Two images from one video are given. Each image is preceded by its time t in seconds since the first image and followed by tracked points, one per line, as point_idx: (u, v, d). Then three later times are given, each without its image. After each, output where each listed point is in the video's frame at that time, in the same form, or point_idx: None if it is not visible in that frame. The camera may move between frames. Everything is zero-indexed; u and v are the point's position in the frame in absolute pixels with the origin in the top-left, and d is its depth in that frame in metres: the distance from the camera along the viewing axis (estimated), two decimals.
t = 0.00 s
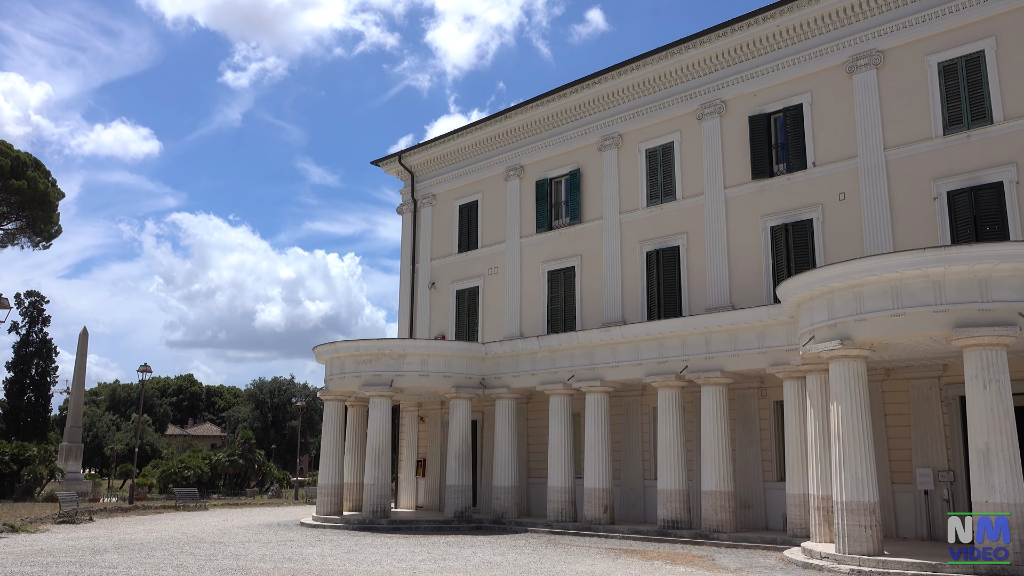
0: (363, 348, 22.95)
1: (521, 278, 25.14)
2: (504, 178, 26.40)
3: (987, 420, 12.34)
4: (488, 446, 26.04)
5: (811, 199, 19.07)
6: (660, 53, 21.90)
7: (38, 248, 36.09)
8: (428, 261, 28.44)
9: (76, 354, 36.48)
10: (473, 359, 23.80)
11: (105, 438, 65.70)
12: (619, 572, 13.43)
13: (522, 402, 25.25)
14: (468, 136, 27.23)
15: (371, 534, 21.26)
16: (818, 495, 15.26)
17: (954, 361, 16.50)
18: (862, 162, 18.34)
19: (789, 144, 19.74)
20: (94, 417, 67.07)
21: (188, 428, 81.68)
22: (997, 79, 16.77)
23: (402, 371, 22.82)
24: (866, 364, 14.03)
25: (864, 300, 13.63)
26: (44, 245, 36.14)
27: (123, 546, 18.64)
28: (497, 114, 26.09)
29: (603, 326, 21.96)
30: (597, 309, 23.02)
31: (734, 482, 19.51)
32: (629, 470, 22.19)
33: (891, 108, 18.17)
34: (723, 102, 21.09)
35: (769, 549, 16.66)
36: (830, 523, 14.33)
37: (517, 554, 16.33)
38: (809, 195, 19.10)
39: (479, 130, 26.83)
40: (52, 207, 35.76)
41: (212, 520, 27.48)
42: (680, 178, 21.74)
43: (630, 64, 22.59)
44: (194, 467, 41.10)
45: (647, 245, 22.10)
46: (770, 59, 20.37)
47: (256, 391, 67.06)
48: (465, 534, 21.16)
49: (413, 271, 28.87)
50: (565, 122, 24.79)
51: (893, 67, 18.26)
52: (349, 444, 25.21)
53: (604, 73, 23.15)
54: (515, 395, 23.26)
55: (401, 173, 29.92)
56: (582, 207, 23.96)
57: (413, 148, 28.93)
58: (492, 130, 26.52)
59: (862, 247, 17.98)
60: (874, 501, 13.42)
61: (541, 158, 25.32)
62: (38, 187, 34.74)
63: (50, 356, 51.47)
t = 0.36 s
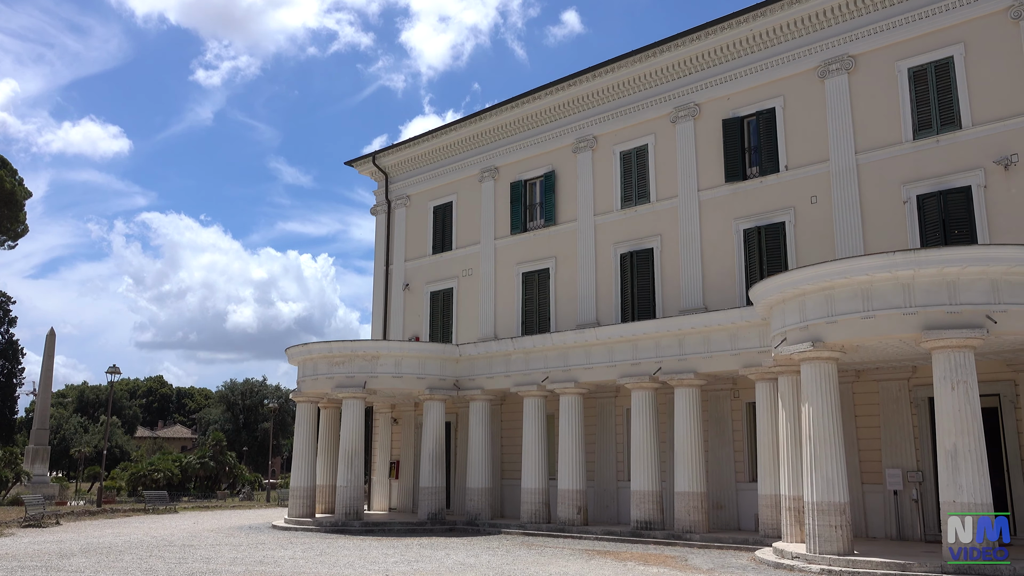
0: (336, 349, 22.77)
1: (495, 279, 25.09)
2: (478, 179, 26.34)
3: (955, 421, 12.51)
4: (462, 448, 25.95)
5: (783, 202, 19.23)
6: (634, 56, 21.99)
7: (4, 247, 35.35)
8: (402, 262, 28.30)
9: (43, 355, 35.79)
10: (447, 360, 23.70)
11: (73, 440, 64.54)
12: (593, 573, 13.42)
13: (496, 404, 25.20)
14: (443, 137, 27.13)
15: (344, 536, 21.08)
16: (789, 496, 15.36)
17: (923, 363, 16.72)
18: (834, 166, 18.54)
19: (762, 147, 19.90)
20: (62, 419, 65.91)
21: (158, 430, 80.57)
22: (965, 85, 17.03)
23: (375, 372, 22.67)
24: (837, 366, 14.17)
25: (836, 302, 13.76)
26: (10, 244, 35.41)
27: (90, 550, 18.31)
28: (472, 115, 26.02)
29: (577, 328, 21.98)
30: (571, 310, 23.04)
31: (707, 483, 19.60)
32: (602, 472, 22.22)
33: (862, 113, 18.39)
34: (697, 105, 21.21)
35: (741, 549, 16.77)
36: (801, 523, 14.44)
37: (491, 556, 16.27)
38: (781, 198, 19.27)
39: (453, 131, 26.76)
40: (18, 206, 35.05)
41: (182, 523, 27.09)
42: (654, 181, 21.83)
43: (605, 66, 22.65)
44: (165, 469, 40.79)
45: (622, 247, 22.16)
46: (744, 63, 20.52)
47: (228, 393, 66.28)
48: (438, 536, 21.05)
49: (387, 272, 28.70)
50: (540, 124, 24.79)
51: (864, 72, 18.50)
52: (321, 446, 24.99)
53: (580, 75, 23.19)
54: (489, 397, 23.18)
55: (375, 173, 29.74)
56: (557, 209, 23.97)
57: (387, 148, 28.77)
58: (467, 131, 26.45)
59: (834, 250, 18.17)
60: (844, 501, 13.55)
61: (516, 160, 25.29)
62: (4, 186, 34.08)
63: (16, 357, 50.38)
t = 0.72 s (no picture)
0: (310, 350, 22.55)
1: (470, 280, 25.00)
2: (454, 180, 26.24)
3: (925, 423, 12.64)
4: (436, 450, 25.81)
5: (757, 205, 19.36)
6: (611, 58, 22.03)
7: None
8: (376, 263, 28.11)
9: (9, 355, 35.10)
10: (421, 362, 23.56)
11: (40, 442, 63.40)
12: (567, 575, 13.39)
13: (471, 405, 25.10)
14: (419, 138, 27.01)
15: (316, 539, 20.86)
16: (761, 498, 15.43)
17: (893, 365, 16.90)
18: (807, 169, 18.70)
19: (736, 150, 20.01)
20: (28, 421, 64.71)
21: (128, 432, 79.39)
22: (937, 90, 17.27)
23: (349, 374, 22.48)
24: (809, 368, 14.26)
25: (808, 304, 13.86)
26: None
27: (56, 554, 17.95)
28: (448, 116, 25.92)
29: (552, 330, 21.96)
30: (546, 312, 23.02)
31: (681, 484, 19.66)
32: (577, 473, 22.20)
33: (835, 117, 18.57)
34: (673, 107, 21.30)
35: (714, 550, 16.84)
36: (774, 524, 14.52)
37: (464, 558, 16.18)
38: (756, 201, 19.40)
39: (429, 132, 26.65)
40: None
41: (151, 526, 26.67)
42: (630, 183, 21.88)
43: (581, 68, 22.67)
44: (134, 472, 40.09)
45: (597, 249, 22.18)
46: (719, 66, 20.62)
47: (199, 394, 65.50)
48: (411, 539, 20.91)
49: (361, 273, 28.50)
50: (516, 125, 24.75)
51: (837, 77, 18.68)
52: (294, 448, 24.73)
53: (556, 77, 23.19)
54: (463, 398, 23.07)
55: (350, 173, 29.53)
56: (533, 210, 23.95)
57: (362, 148, 28.58)
58: (443, 132, 26.34)
59: (807, 253, 18.33)
60: (816, 502, 13.65)
61: (492, 161, 25.23)
62: None
63: None
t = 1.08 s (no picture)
0: (285, 350, 22.34)
1: (447, 281, 24.91)
2: (431, 181, 26.13)
3: (897, 425, 12.75)
4: (411, 451, 25.68)
5: (733, 208, 19.46)
6: (589, 60, 22.05)
7: None
8: (352, 263, 27.93)
9: None
10: (397, 362, 23.42)
11: (9, 442, 62.32)
12: None
13: (446, 406, 25.00)
14: (396, 138, 26.87)
15: (289, 540, 20.67)
16: (735, 499, 15.49)
17: (866, 368, 17.06)
18: (783, 173, 18.83)
19: (713, 153, 20.11)
20: None
21: (99, 432, 78.26)
22: (911, 96, 17.47)
23: (324, 374, 22.28)
24: (784, 370, 14.33)
25: (783, 307, 13.94)
26: None
27: (23, 556, 17.63)
28: (426, 116, 25.81)
29: (528, 331, 21.94)
30: (523, 313, 22.99)
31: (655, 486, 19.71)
32: (552, 475, 22.18)
33: (811, 121, 18.72)
34: (651, 110, 21.37)
35: (688, 551, 16.90)
36: (747, 525, 14.57)
37: (439, 560, 16.09)
38: (732, 204, 19.50)
39: (407, 131, 26.52)
40: None
41: (121, 527, 26.28)
42: (607, 184, 21.91)
43: (559, 70, 22.67)
44: (106, 472, 39.49)
45: (574, 250, 22.19)
46: (697, 70, 20.72)
47: (172, 394, 64.73)
48: (386, 540, 20.77)
49: (337, 273, 28.30)
50: (494, 126, 24.70)
51: (813, 81, 18.84)
52: (268, 448, 24.49)
53: (534, 78, 23.17)
54: (439, 399, 22.96)
55: (327, 173, 29.33)
56: (510, 211, 23.91)
57: (339, 148, 28.39)
58: (421, 132, 26.23)
59: (782, 256, 18.46)
60: (789, 503, 13.73)
61: (469, 161, 25.16)
62: None
63: None
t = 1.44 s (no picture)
0: (261, 350, 22.16)
1: (425, 281, 24.82)
2: (410, 181, 26.05)
3: (870, 427, 12.87)
4: (388, 452, 25.56)
5: (711, 210, 19.57)
6: (569, 62, 22.09)
7: None
8: (330, 263, 27.76)
9: None
10: (374, 363, 23.31)
11: None
12: None
13: (423, 407, 24.92)
14: (375, 137, 26.75)
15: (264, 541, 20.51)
16: (711, 500, 15.56)
17: (840, 370, 17.22)
18: (760, 176, 18.96)
19: (691, 156, 20.20)
20: None
21: (72, 432, 77.20)
22: (886, 101, 17.66)
23: (301, 374, 22.12)
24: (759, 372, 14.42)
25: (759, 309, 14.03)
26: None
27: None
28: (405, 116, 25.72)
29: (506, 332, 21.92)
30: (501, 314, 22.97)
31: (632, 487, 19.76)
32: (528, 476, 22.18)
33: (788, 125, 18.87)
34: (630, 112, 21.43)
35: (664, 552, 16.96)
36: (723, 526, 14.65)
37: (415, 561, 16.02)
38: (709, 207, 19.60)
39: (386, 131, 26.41)
40: None
41: (93, 528, 25.94)
42: (586, 186, 21.94)
43: (539, 71, 22.67)
44: (79, 472, 38.96)
45: (552, 251, 22.20)
46: (676, 72, 20.81)
47: (147, 394, 64.02)
48: (361, 541, 20.66)
49: (315, 273, 28.12)
50: (474, 126, 24.66)
51: (790, 85, 18.99)
52: (243, 449, 24.27)
53: (514, 79, 23.16)
54: (417, 400, 22.87)
55: (305, 171, 29.14)
56: (489, 212, 23.89)
57: (318, 147, 28.21)
58: (400, 132, 26.13)
59: (758, 258, 18.59)
60: (764, 504, 13.82)
61: (449, 162, 25.10)
62: None
63: None
